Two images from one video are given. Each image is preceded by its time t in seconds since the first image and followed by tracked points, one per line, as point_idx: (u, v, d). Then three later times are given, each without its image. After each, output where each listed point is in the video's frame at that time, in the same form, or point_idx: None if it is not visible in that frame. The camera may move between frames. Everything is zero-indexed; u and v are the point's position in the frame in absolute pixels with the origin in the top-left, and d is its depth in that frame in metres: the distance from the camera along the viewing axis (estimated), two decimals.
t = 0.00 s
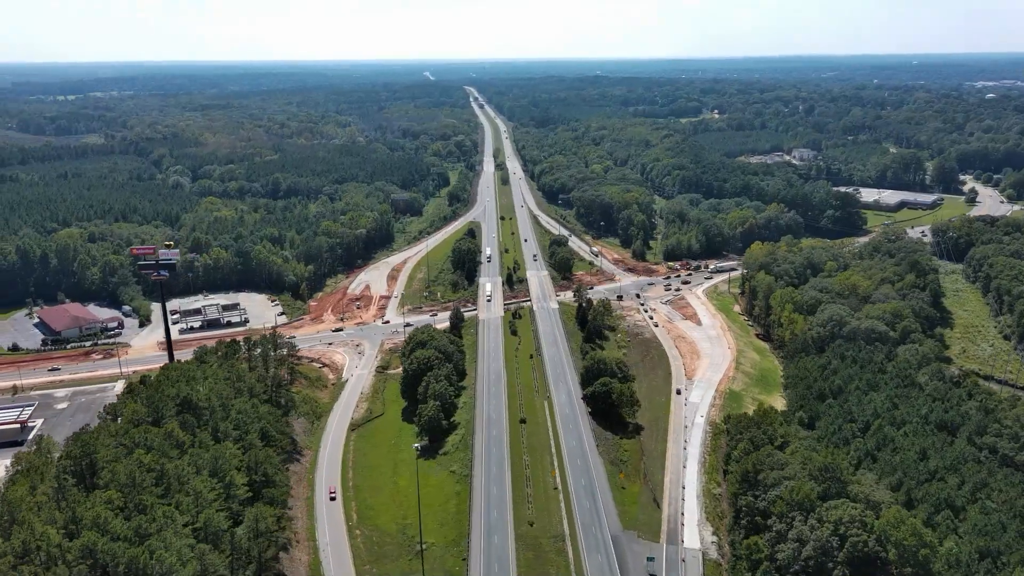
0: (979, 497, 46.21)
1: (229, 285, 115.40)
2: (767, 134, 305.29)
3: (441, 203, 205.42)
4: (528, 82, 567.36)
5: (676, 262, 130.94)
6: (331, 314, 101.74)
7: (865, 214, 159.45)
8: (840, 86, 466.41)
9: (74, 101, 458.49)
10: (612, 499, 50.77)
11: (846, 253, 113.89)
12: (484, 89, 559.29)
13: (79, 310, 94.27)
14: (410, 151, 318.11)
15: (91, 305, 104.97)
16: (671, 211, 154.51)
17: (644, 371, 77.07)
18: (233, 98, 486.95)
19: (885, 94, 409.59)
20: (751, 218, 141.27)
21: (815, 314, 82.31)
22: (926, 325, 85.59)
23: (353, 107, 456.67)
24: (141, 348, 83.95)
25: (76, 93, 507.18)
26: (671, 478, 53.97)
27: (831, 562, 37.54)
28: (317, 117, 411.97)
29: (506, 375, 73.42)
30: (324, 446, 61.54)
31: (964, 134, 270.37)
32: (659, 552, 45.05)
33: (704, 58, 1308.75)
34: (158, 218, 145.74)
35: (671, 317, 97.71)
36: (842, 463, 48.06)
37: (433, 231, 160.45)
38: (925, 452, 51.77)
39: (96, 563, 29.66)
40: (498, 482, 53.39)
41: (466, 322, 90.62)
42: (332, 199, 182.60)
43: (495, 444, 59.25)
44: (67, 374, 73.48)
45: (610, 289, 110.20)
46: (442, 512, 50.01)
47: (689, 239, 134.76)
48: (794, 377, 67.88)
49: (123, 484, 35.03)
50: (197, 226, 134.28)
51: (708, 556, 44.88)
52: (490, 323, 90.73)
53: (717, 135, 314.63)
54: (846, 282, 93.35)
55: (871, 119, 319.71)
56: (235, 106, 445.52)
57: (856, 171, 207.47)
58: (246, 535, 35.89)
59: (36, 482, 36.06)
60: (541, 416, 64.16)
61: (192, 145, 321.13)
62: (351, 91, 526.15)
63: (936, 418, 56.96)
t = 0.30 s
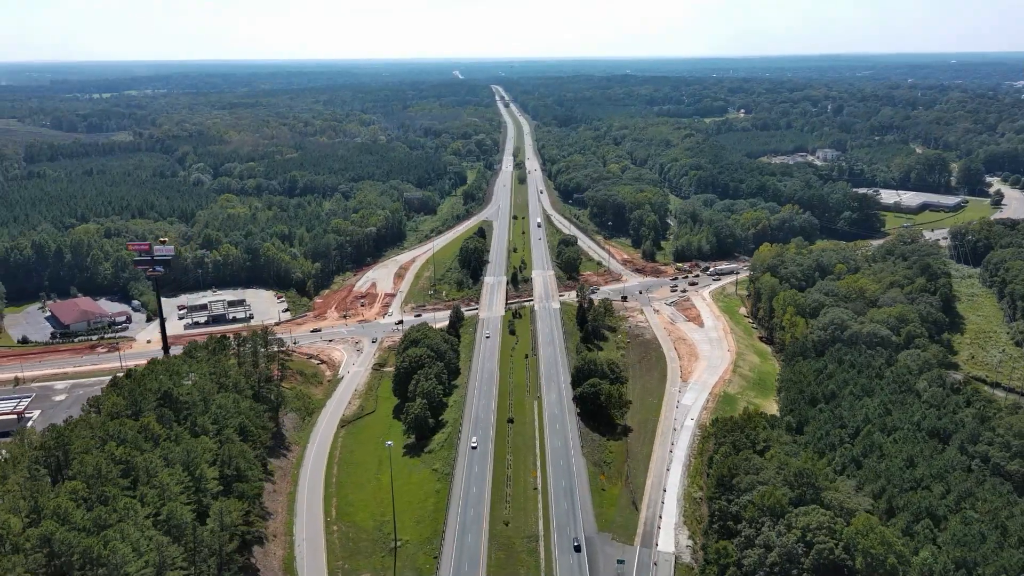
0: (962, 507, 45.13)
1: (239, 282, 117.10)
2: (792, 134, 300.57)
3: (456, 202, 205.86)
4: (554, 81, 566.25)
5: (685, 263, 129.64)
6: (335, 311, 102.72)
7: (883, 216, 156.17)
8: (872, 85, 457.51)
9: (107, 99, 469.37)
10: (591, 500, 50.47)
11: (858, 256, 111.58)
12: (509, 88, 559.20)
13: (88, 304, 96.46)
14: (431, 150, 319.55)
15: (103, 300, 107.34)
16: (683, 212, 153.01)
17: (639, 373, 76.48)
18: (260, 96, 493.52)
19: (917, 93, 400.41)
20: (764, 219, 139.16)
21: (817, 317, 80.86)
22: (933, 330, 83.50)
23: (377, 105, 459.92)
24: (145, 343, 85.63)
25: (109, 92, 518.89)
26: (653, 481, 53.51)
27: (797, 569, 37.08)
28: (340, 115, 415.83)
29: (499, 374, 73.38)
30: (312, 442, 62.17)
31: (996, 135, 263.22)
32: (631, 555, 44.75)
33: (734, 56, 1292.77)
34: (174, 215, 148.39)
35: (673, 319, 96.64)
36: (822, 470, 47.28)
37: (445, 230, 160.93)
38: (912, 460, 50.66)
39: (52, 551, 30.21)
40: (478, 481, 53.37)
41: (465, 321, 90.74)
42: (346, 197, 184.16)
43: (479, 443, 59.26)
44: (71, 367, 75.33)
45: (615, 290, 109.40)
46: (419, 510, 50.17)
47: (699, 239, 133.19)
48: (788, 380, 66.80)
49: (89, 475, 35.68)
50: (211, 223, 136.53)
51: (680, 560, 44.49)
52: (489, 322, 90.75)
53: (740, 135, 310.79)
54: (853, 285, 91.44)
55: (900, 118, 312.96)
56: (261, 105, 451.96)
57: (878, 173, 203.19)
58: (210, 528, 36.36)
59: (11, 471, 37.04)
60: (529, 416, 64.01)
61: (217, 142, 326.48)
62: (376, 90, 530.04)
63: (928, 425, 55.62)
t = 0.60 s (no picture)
0: (940, 518, 44.05)
1: (250, 277, 119.20)
2: (821, 134, 294.42)
3: (473, 201, 206.12)
4: (584, 80, 563.49)
5: (696, 264, 128.09)
6: (339, 307, 103.87)
7: (905, 220, 151.87)
8: (911, 85, 444.74)
9: (144, 96, 481.13)
10: (565, 501, 50.36)
11: (872, 260, 108.90)
12: (536, 87, 558.33)
13: (101, 296, 98.92)
14: (453, 148, 320.58)
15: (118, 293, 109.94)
16: (697, 213, 151.14)
17: (633, 375, 75.94)
18: (291, 94, 500.51)
19: (955, 94, 388.74)
20: (779, 221, 136.62)
21: (818, 322, 79.33)
22: (941, 337, 81.10)
23: (403, 104, 462.93)
24: (152, 335, 87.61)
25: (145, 89, 531.77)
26: (630, 483, 53.12)
27: None
28: (367, 113, 419.48)
29: (490, 373, 73.50)
30: (300, 435, 62.97)
31: None
32: (597, 557, 44.57)
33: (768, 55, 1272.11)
34: (193, 210, 151.56)
35: (675, 321, 95.67)
36: (797, 477, 46.58)
37: (458, 229, 161.48)
38: (894, 469, 49.61)
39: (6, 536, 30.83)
40: (455, 479, 53.55)
41: (465, 319, 90.92)
42: (363, 195, 185.88)
43: (462, 441, 59.46)
44: (77, 356, 77.41)
45: (620, 291, 108.68)
46: (394, 505, 50.56)
47: (711, 241, 131.46)
48: (780, 385, 65.68)
49: (56, 462, 36.49)
50: (226, 218, 139.07)
51: (647, 563, 44.17)
52: (488, 321, 90.90)
53: (767, 136, 305.73)
54: (861, 289, 89.26)
55: (935, 119, 304.04)
56: (291, 102, 458.40)
57: (906, 175, 197.66)
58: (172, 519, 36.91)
59: None
60: (515, 415, 64.02)
61: (245, 139, 332.03)
62: (404, 89, 533.64)
63: (917, 434, 54.29)
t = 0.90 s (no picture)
0: (920, 528, 43.14)
1: (260, 272, 121.13)
2: (849, 134, 288.00)
3: (490, 199, 206.18)
4: (611, 78, 559.62)
5: (706, 265, 126.54)
6: (345, 303, 104.87)
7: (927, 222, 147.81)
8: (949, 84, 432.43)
9: (176, 93, 490.69)
10: (544, 501, 50.23)
11: (886, 261, 106.30)
12: (564, 85, 555.99)
13: (114, 289, 101.13)
14: (475, 146, 321.11)
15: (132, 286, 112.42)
16: (711, 213, 149.27)
17: (629, 375, 75.49)
18: (319, 91, 506.02)
19: (994, 93, 376.90)
20: (793, 222, 134.17)
21: (820, 324, 77.96)
22: (950, 342, 78.94)
23: (428, 101, 464.47)
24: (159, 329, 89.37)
25: (179, 86, 542.10)
26: (612, 484, 52.80)
27: None
28: (392, 110, 421.96)
29: (485, 371, 73.58)
30: (291, 429, 63.65)
31: None
32: (570, 557, 44.38)
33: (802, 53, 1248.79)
34: (210, 206, 154.36)
35: (679, 321, 94.68)
36: (776, 482, 45.99)
37: (471, 226, 161.78)
38: (879, 476, 48.72)
39: None
40: (437, 475, 53.68)
41: (466, 317, 91.19)
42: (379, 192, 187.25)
43: (449, 438, 59.61)
44: (84, 348, 79.28)
45: (626, 290, 107.87)
46: (375, 500, 50.87)
47: (723, 241, 129.77)
48: (775, 387, 64.67)
49: (31, 450, 36.89)
50: (241, 214, 141.34)
51: (620, 564, 43.79)
52: (489, 319, 90.96)
53: (793, 135, 300.21)
54: (869, 291, 87.27)
55: (969, 118, 295.20)
56: (318, 100, 463.44)
57: (933, 176, 192.22)
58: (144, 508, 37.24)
59: None
60: (504, 413, 64.04)
61: (271, 136, 336.60)
62: (431, 86, 535.60)
63: (908, 441, 53.11)
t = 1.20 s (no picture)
0: (894, 534, 42.66)
1: (279, 267, 123.92)
2: (883, 135, 281.56)
3: (512, 198, 207.05)
4: (645, 78, 555.71)
5: (720, 266, 125.50)
6: (356, 298, 106.87)
7: (953, 226, 144.10)
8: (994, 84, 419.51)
9: (216, 91, 502.08)
10: (522, 497, 50.85)
11: (901, 266, 104.31)
12: (597, 84, 553.89)
13: (135, 281, 104.77)
14: (503, 145, 322.44)
15: (154, 279, 115.91)
16: (730, 214, 147.82)
17: (626, 375, 75.60)
18: (354, 90, 512.82)
19: None
20: (812, 224, 132.22)
21: (823, 327, 77.04)
22: (958, 347, 77.23)
23: (460, 100, 467.23)
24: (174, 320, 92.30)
25: (220, 85, 554.55)
26: (592, 482, 53.16)
27: None
28: (424, 109, 425.48)
29: (482, 368, 74.45)
30: (288, 419, 65.51)
31: None
32: (540, 553, 44.90)
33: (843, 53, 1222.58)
34: (235, 201, 158.38)
35: (684, 322, 94.24)
36: (750, 483, 45.83)
37: (489, 224, 162.95)
38: (859, 481, 48.20)
39: None
40: (421, 469, 54.70)
41: (470, 315, 92.28)
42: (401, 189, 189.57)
43: (438, 432, 60.68)
44: (101, 336, 82.52)
45: (635, 290, 107.67)
46: (358, 491, 52.12)
47: (738, 242, 128.56)
48: (768, 389, 64.19)
49: (16, 431, 38.99)
50: (263, 209, 144.64)
51: (589, 560, 44.10)
52: (493, 316, 91.80)
53: (825, 136, 294.75)
54: (877, 295, 85.89)
55: (1012, 119, 286.00)
56: (351, 98, 469.94)
57: (966, 178, 187.06)
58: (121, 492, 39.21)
59: None
60: (495, 409, 64.88)
61: (303, 134, 342.48)
62: (464, 86, 538.55)
63: (895, 446, 52.38)
